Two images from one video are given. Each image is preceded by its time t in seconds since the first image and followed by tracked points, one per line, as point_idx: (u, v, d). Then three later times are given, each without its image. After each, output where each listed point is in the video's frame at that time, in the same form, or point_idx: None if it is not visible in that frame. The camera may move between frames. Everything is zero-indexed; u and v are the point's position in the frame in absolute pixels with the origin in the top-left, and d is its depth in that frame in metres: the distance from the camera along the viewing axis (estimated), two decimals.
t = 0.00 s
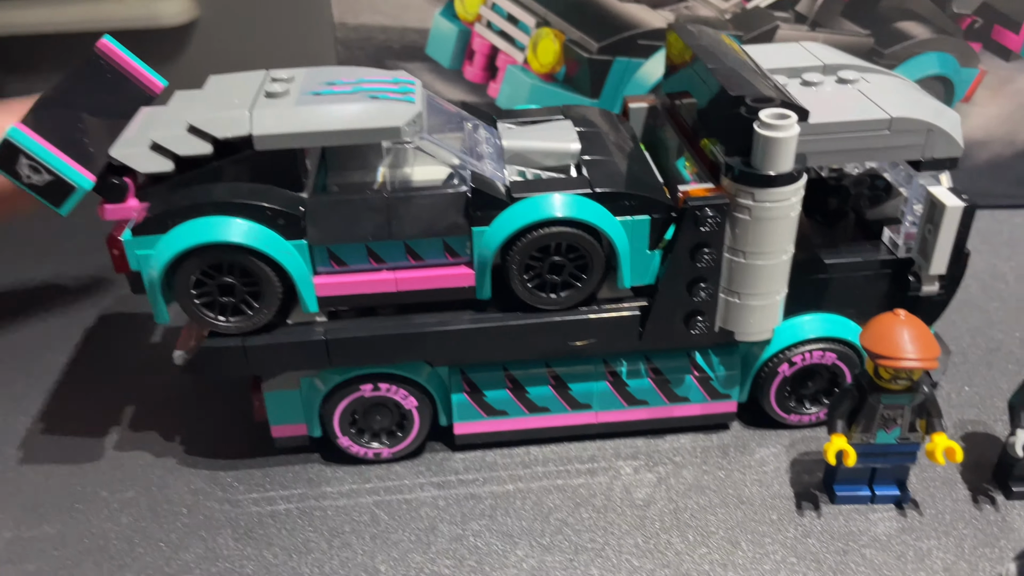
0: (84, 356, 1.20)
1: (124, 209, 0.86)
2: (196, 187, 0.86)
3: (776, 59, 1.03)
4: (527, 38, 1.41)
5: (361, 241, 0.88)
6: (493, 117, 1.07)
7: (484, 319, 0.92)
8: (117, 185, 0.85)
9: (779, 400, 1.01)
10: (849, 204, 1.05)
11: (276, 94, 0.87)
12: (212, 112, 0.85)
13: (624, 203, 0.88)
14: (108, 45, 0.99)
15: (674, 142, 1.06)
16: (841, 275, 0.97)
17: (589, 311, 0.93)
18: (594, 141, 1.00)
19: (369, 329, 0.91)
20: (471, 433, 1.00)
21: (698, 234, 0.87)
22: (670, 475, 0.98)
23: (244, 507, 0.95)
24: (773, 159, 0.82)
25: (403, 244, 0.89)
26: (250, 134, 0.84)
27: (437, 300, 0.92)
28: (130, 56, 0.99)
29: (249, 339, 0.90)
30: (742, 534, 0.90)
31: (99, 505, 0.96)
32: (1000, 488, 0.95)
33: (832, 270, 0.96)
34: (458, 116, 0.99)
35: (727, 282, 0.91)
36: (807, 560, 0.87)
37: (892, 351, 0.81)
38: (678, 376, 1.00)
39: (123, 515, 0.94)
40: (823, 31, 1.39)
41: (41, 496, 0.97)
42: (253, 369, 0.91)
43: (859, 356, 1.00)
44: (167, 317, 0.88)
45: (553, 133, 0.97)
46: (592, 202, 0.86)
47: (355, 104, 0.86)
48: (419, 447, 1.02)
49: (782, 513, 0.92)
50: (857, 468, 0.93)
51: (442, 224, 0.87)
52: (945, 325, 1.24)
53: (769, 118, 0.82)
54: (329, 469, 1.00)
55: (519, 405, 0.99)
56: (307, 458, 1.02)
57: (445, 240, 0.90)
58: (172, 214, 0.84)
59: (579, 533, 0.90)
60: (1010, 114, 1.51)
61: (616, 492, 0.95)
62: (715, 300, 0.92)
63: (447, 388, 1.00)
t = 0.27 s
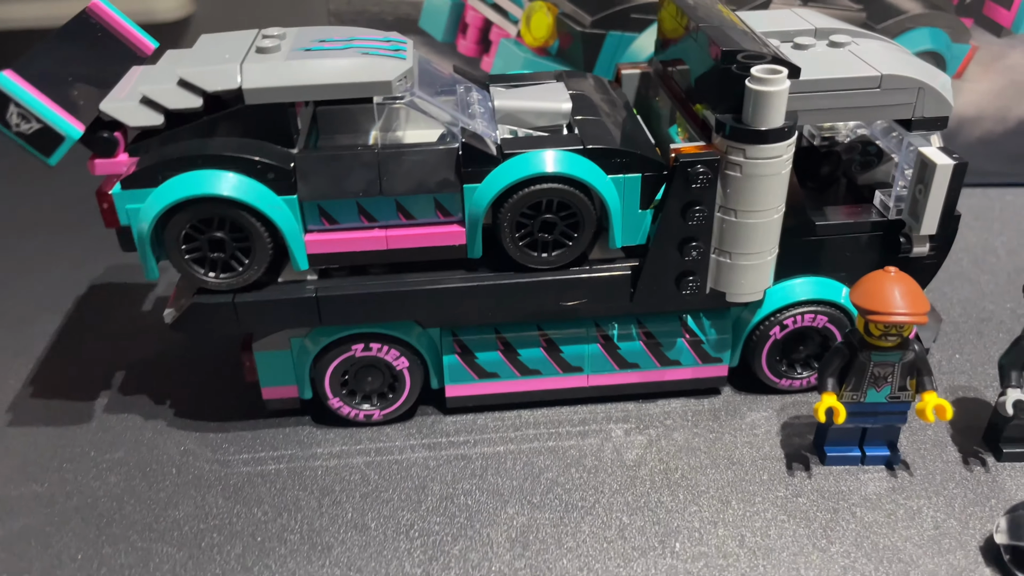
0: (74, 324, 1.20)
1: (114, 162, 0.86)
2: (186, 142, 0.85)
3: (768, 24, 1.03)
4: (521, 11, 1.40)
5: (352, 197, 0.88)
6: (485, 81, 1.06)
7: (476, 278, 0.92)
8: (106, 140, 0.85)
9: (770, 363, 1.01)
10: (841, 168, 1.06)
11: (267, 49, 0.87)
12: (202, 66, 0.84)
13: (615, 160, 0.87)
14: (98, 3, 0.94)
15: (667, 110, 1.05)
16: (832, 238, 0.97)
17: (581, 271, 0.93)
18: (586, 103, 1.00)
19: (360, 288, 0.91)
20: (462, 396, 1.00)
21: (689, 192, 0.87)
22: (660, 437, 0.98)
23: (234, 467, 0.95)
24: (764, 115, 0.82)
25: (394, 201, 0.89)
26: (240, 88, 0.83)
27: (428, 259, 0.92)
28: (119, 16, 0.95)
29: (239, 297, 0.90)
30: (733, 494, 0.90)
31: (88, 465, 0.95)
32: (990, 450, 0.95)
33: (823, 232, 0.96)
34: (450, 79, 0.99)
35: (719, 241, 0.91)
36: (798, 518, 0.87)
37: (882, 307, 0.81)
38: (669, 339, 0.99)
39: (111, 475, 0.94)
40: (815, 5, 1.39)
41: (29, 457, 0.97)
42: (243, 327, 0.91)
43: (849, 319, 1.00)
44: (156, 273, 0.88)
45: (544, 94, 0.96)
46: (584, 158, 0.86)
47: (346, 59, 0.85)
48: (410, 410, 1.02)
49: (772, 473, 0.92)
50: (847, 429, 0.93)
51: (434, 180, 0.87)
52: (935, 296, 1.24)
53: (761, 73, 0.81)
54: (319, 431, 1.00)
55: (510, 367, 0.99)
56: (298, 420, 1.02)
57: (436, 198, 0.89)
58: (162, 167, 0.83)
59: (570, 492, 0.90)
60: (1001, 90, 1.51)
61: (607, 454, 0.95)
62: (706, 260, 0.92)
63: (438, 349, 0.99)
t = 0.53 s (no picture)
0: (67, 333, 1.20)
1: (108, 175, 0.86)
2: (180, 155, 0.86)
3: (761, 39, 1.04)
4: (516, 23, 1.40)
5: (345, 211, 0.88)
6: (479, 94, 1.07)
7: (468, 291, 0.92)
8: (100, 152, 0.85)
9: (761, 377, 1.02)
10: (833, 182, 1.06)
11: (261, 63, 0.87)
12: (197, 79, 0.85)
13: (608, 174, 0.88)
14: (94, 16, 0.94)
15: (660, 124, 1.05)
16: (824, 252, 0.97)
17: (573, 285, 0.93)
18: (580, 117, 1.00)
19: (353, 300, 0.91)
20: (455, 408, 1.00)
21: (681, 206, 0.88)
22: (652, 451, 0.98)
23: (226, 479, 0.95)
24: (755, 131, 0.82)
25: (387, 214, 0.89)
26: (234, 101, 0.84)
27: (420, 272, 0.92)
28: (113, 26, 0.95)
29: (232, 309, 0.90)
30: (724, 508, 0.90)
31: (80, 476, 0.95)
32: (980, 464, 0.96)
33: (815, 247, 0.97)
34: (444, 93, 0.99)
35: (711, 256, 0.91)
36: (788, 533, 0.87)
37: (873, 323, 0.81)
38: (662, 352, 1.00)
39: (103, 487, 0.94)
40: (809, 18, 1.40)
41: (21, 468, 0.97)
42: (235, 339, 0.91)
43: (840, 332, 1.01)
44: (150, 285, 0.88)
45: (538, 109, 0.97)
46: (576, 173, 0.87)
47: (340, 73, 0.86)
48: (402, 422, 1.03)
49: (763, 487, 0.93)
50: (838, 443, 0.93)
51: (427, 194, 0.87)
52: (927, 309, 1.24)
53: (752, 89, 0.82)
54: (311, 443, 1.00)
55: (502, 379, 0.99)
56: (290, 432, 1.02)
57: (429, 211, 0.90)
58: (155, 180, 0.83)
59: (561, 506, 0.90)
60: (994, 103, 1.52)
61: (598, 467, 0.95)
62: (698, 274, 0.92)
63: (431, 361, 1.00)
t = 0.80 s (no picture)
0: (74, 327, 1.21)
1: (119, 166, 0.88)
2: (190, 146, 0.87)
3: (765, 36, 1.05)
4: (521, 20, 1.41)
5: (353, 203, 0.89)
6: (485, 91, 1.08)
7: (475, 284, 0.93)
8: (111, 144, 0.87)
9: (764, 371, 1.03)
10: (835, 180, 1.07)
11: (271, 56, 0.88)
12: (207, 72, 0.86)
13: (613, 169, 0.89)
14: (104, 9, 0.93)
15: (665, 120, 1.07)
16: (826, 247, 0.98)
17: (578, 278, 0.94)
18: (585, 113, 1.01)
19: (360, 292, 0.92)
20: (461, 401, 1.01)
21: (685, 201, 0.89)
22: (655, 444, 0.99)
23: (233, 469, 0.96)
24: (759, 126, 0.83)
25: (395, 207, 0.90)
26: (245, 94, 0.85)
27: (427, 265, 0.93)
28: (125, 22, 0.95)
29: (240, 300, 0.91)
30: (727, 500, 0.91)
31: (89, 466, 0.96)
32: (980, 458, 0.97)
33: (817, 242, 0.98)
34: (451, 88, 1.00)
35: (714, 250, 0.92)
36: (790, 525, 0.88)
37: (875, 316, 0.82)
38: (665, 346, 1.01)
39: (112, 477, 0.95)
40: (811, 18, 1.41)
41: (30, 457, 0.97)
42: (244, 330, 0.92)
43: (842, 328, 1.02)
44: (160, 276, 0.89)
45: (544, 104, 0.98)
46: (583, 167, 0.88)
47: (349, 67, 0.87)
48: (407, 414, 1.03)
49: (765, 479, 0.94)
50: (840, 436, 0.94)
51: (434, 187, 0.88)
52: (927, 306, 1.25)
53: (756, 85, 0.83)
54: (317, 434, 1.01)
55: (508, 372, 1.00)
56: (298, 424, 1.03)
57: (437, 204, 0.90)
58: (167, 171, 0.84)
59: (565, 497, 0.91)
60: (994, 103, 1.53)
61: (601, 459, 0.96)
62: (702, 268, 0.93)
63: (437, 354, 1.01)
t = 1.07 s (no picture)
0: (71, 321, 1.19)
1: (116, 158, 0.86)
2: (189, 138, 0.85)
3: (769, 31, 1.04)
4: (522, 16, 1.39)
5: (353, 196, 0.88)
6: (488, 85, 1.07)
7: (477, 278, 0.92)
8: (109, 134, 0.85)
9: (767, 368, 1.02)
10: (839, 176, 1.06)
11: (271, 47, 0.87)
12: (206, 63, 0.85)
13: (617, 162, 0.88)
14: None
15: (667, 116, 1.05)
16: (831, 243, 0.97)
17: (581, 273, 0.93)
18: (587, 107, 1.00)
19: (360, 286, 0.91)
20: (462, 397, 1.00)
21: (689, 195, 0.88)
22: (657, 441, 0.98)
23: (231, 465, 0.94)
24: (765, 119, 0.82)
25: (395, 200, 0.89)
26: (244, 85, 0.84)
27: (428, 259, 0.92)
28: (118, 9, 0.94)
29: (239, 293, 0.90)
30: (730, 498, 0.90)
31: (85, 462, 0.95)
32: (986, 456, 0.96)
33: (821, 238, 0.97)
34: (452, 81, 0.99)
35: (718, 245, 0.91)
36: (794, 523, 0.87)
37: (881, 312, 0.81)
38: (668, 342, 1.00)
39: (108, 472, 0.93)
40: (815, 15, 1.40)
41: (25, 453, 0.96)
42: (242, 324, 0.91)
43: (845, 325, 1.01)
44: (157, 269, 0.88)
45: (546, 97, 0.97)
46: (586, 160, 0.87)
47: (350, 58, 0.86)
48: (406, 411, 1.02)
49: (769, 477, 0.93)
50: (844, 433, 0.93)
51: (436, 180, 0.87)
52: (931, 305, 1.25)
53: (763, 78, 0.82)
54: (316, 430, 1.00)
55: (509, 368, 0.99)
56: (298, 420, 1.02)
57: (437, 198, 0.89)
58: (165, 162, 0.83)
59: (567, 494, 0.90)
60: (997, 102, 1.52)
61: (603, 456, 0.95)
62: (706, 263, 0.93)
63: (437, 349, 0.99)
